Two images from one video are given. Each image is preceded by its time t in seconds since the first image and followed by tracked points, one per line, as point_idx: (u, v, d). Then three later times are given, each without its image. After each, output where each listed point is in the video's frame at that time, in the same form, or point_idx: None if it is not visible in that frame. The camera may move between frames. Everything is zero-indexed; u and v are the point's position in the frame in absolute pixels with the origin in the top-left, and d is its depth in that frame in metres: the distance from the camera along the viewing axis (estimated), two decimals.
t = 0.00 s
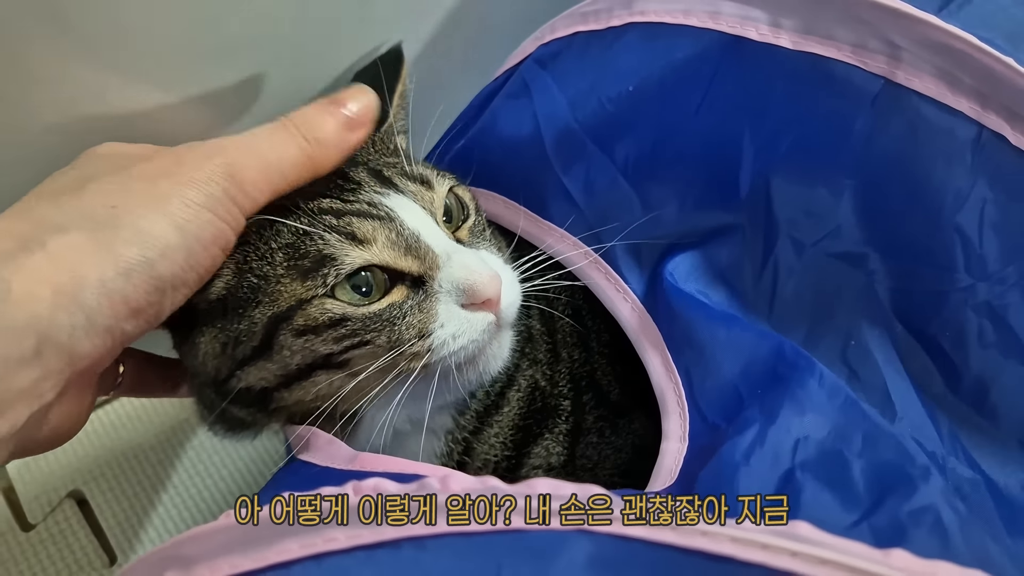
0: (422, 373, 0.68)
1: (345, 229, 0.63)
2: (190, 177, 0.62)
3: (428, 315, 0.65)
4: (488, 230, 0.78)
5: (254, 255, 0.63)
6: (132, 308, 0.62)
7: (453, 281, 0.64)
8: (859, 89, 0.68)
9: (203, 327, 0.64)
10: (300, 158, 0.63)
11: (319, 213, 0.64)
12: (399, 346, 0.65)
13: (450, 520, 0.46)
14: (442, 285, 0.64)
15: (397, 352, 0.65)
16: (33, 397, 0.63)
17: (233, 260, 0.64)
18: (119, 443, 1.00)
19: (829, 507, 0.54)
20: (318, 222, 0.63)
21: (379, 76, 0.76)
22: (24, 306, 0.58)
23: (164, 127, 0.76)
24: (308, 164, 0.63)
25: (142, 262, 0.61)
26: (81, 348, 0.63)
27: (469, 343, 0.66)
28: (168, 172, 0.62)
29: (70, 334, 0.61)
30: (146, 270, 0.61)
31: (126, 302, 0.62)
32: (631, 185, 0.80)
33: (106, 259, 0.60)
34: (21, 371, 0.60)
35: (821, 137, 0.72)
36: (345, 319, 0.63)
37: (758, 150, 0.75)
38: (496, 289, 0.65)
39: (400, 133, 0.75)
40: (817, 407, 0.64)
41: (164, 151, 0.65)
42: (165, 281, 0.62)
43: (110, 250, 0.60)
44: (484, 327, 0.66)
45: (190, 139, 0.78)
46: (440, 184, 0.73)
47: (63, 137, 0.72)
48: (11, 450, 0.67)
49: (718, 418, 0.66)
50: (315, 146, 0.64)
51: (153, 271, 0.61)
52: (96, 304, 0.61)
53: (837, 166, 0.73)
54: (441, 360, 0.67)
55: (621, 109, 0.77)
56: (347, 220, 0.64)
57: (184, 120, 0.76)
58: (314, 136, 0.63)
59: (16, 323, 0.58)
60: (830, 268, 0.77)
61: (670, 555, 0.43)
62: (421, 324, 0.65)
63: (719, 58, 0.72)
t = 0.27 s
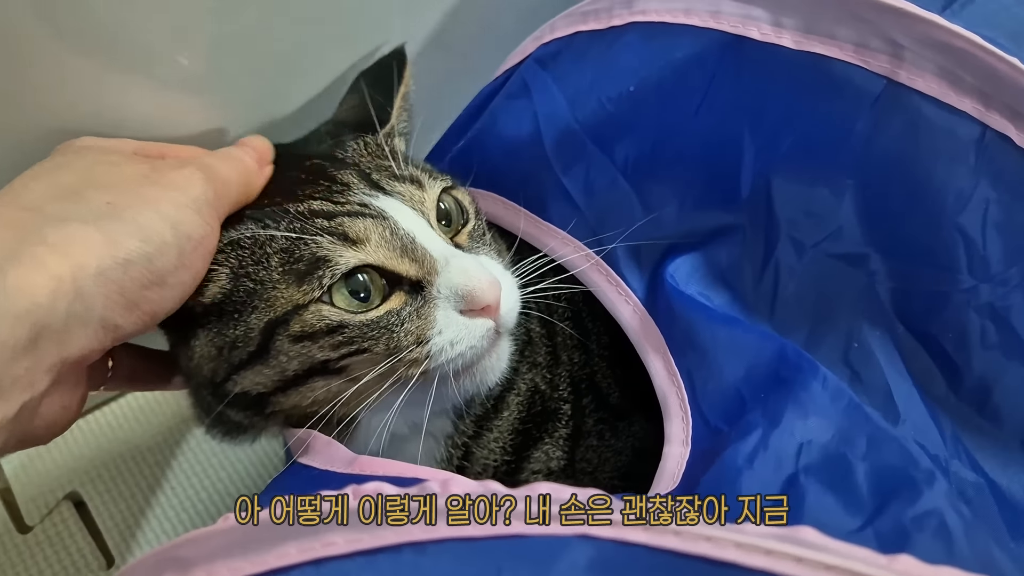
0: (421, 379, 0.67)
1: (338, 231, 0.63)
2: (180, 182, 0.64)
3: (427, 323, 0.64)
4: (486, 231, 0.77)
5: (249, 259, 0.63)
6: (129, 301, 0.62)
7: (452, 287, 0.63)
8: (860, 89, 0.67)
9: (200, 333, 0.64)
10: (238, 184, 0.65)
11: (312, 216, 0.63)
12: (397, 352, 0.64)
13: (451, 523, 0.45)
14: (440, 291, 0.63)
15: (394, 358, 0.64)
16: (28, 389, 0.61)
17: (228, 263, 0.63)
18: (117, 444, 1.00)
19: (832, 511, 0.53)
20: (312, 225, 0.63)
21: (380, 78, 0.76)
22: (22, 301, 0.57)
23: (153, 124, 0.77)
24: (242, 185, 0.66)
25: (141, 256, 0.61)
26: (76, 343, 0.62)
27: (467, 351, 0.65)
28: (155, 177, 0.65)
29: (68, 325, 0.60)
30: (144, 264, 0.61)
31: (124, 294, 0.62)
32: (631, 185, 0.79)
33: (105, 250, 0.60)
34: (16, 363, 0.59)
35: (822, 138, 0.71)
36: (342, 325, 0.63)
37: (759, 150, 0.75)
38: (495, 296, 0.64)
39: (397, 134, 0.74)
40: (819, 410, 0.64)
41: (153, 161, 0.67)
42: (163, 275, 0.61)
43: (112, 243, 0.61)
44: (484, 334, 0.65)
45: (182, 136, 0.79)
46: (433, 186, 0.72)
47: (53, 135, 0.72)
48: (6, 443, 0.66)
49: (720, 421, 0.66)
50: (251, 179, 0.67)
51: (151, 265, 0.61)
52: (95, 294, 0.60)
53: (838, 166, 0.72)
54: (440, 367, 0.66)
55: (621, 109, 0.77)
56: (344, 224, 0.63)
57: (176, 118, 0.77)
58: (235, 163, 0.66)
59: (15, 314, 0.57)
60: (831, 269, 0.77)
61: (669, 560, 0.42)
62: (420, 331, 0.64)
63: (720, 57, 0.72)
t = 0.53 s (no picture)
0: (426, 382, 0.67)
1: (347, 232, 0.62)
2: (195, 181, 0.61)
3: (432, 325, 0.63)
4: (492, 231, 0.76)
5: (255, 261, 0.62)
6: (131, 312, 0.62)
7: (458, 289, 0.62)
8: (869, 87, 0.67)
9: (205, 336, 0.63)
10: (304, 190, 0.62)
11: (319, 219, 0.63)
12: (403, 355, 0.63)
13: (453, 529, 0.44)
14: (446, 294, 0.63)
15: (400, 361, 0.63)
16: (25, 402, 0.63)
17: (234, 264, 0.63)
18: (118, 446, 0.99)
19: (846, 516, 0.52)
20: (319, 227, 0.62)
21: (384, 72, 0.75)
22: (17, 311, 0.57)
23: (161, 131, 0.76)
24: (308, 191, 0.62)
25: (143, 267, 0.60)
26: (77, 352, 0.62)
27: (473, 353, 0.65)
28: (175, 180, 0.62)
29: (68, 336, 0.61)
30: (148, 275, 0.60)
31: (124, 305, 0.61)
32: (637, 185, 0.78)
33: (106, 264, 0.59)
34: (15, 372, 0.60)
35: (830, 137, 0.71)
36: (347, 325, 0.62)
37: (767, 150, 0.74)
38: (501, 299, 0.63)
39: (405, 134, 0.74)
40: (830, 413, 0.63)
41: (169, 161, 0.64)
42: (165, 287, 0.61)
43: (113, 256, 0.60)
44: (490, 336, 0.65)
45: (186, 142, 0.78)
46: (443, 188, 0.71)
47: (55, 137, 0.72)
48: (4, 453, 0.67)
49: (730, 423, 0.65)
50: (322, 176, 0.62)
51: (154, 276, 0.60)
52: (95, 307, 0.60)
53: (847, 165, 0.71)
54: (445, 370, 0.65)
55: (627, 108, 0.76)
56: (350, 225, 0.63)
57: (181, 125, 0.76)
58: (323, 171, 0.62)
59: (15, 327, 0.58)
60: (839, 268, 0.76)
61: (681, 566, 0.41)
62: (425, 334, 0.63)
63: (728, 55, 0.71)
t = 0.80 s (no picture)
0: (427, 369, 0.66)
1: (335, 214, 0.61)
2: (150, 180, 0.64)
3: (431, 308, 0.62)
4: (485, 221, 0.76)
5: (243, 252, 0.61)
6: (106, 310, 0.61)
7: (454, 270, 0.61)
8: (874, 84, 0.65)
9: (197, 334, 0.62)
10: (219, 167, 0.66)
11: (306, 204, 0.62)
12: (403, 340, 0.62)
13: (448, 535, 0.42)
14: (443, 275, 0.62)
15: (400, 347, 0.62)
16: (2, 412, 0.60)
17: (222, 257, 0.62)
18: (113, 446, 0.98)
19: (851, 518, 0.50)
20: (307, 213, 0.61)
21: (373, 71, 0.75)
22: None
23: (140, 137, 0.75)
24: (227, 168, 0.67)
25: (113, 261, 0.60)
26: (54, 357, 0.61)
27: (474, 335, 0.64)
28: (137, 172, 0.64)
29: (41, 343, 0.59)
30: (119, 267, 0.60)
31: (98, 303, 0.60)
32: (638, 183, 0.78)
33: (73, 260, 0.59)
34: None
35: (834, 135, 0.70)
36: (342, 311, 0.60)
37: (769, 148, 0.73)
38: (499, 277, 0.62)
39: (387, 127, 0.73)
40: (834, 410, 0.62)
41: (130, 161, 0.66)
42: (140, 280, 0.60)
43: (79, 251, 0.59)
44: (490, 317, 0.64)
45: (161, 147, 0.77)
46: (425, 168, 0.71)
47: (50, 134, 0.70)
48: None
49: (732, 421, 0.64)
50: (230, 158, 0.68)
51: (126, 268, 0.60)
52: (66, 306, 0.59)
53: (851, 164, 0.70)
54: (447, 354, 0.64)
55: (628, 106, 0.75)
56: (339, 208, 0.62)
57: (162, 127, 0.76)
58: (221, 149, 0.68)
59: None
60: (843, 268, 0.75)
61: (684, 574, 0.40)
62: (425, 318, 0.62)
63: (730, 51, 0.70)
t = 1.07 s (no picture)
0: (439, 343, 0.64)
1: (333, 186, 0.63)
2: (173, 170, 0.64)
3: (439, 273, 0.61)
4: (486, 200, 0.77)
5: (248, 233, 0.62)
6: (112, 301, 0.63)
7: (459, 233, 0.61)
8: (873, 82, 0.65)
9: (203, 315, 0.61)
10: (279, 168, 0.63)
11: (305, 182, 0.64)
12: (412, 306, 0.61)
13: (446, 534, 0.41)
14: (448, 240, 0.61)
15: (409, 314, 0.61)
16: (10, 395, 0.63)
17: (228, 241, 0.63)
18: (112, 445, 0.98)
19: (848, 518, 0.49)
20: (307, 190, 0.63)
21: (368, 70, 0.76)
22: None
23: (152, 124, 0.77)
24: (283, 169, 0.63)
25: (121, 253, 0.62)
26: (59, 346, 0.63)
27: (484, 298, 0.63)
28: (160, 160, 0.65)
29: (47, 329, 0.62)
30: (125, 261, 0.62)
31: (104, 294, 0.63)
32: (638, 181, 0.77)
33: (82, 252, 0.61)
34: None
35: (834, 133, 0.69)
36: (348, 278, 0.60)
37: (769, 146, 0.73)
38: (504, 239, 0.62)
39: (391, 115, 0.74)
40: (834, 412, 0.61)
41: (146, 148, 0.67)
42: (145, 273, 0.62)
43: (88, 243, 0.61)
44: (499, 280, 0.63)
45: (171, 137, 0.79)
46: (424, 146, 0.72)
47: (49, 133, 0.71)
48: None
49: (731, 423, 0.64)
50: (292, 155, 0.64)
51: (132, 262, 0.62)
52: (72, 295, 0.61)
53: (851, 162, 0.70)
54: (458, 322, 0.62)
55: (627, 104, 0.75)
56: (338, 181, 0.63)
57: (171, 115, 0.77)
58: (286, 146, 0.64)
59: None
60: (841, 267, 0.75)
61: None
62: (433, 283, 0.61)
63: (729, 49, 0.70)
